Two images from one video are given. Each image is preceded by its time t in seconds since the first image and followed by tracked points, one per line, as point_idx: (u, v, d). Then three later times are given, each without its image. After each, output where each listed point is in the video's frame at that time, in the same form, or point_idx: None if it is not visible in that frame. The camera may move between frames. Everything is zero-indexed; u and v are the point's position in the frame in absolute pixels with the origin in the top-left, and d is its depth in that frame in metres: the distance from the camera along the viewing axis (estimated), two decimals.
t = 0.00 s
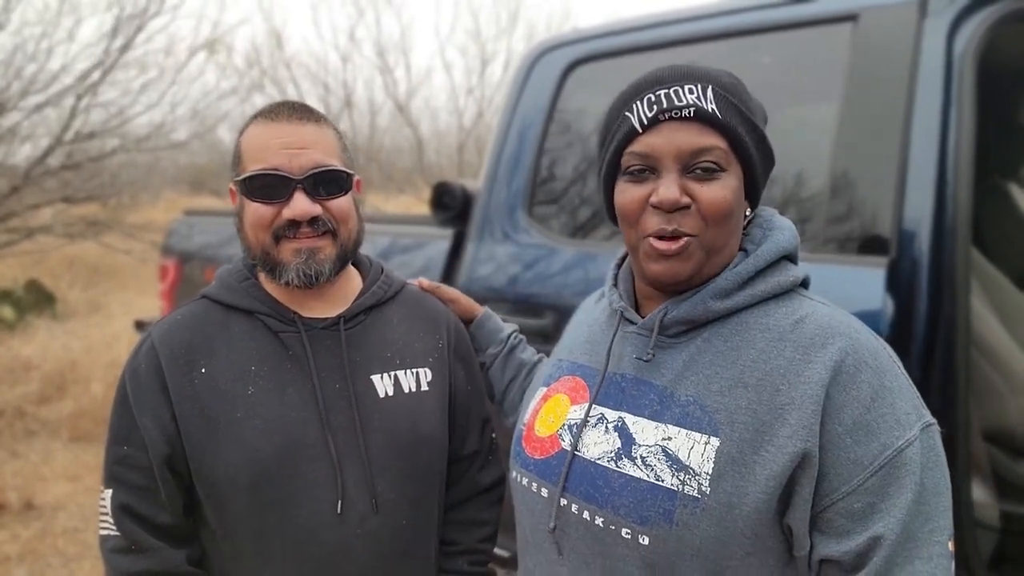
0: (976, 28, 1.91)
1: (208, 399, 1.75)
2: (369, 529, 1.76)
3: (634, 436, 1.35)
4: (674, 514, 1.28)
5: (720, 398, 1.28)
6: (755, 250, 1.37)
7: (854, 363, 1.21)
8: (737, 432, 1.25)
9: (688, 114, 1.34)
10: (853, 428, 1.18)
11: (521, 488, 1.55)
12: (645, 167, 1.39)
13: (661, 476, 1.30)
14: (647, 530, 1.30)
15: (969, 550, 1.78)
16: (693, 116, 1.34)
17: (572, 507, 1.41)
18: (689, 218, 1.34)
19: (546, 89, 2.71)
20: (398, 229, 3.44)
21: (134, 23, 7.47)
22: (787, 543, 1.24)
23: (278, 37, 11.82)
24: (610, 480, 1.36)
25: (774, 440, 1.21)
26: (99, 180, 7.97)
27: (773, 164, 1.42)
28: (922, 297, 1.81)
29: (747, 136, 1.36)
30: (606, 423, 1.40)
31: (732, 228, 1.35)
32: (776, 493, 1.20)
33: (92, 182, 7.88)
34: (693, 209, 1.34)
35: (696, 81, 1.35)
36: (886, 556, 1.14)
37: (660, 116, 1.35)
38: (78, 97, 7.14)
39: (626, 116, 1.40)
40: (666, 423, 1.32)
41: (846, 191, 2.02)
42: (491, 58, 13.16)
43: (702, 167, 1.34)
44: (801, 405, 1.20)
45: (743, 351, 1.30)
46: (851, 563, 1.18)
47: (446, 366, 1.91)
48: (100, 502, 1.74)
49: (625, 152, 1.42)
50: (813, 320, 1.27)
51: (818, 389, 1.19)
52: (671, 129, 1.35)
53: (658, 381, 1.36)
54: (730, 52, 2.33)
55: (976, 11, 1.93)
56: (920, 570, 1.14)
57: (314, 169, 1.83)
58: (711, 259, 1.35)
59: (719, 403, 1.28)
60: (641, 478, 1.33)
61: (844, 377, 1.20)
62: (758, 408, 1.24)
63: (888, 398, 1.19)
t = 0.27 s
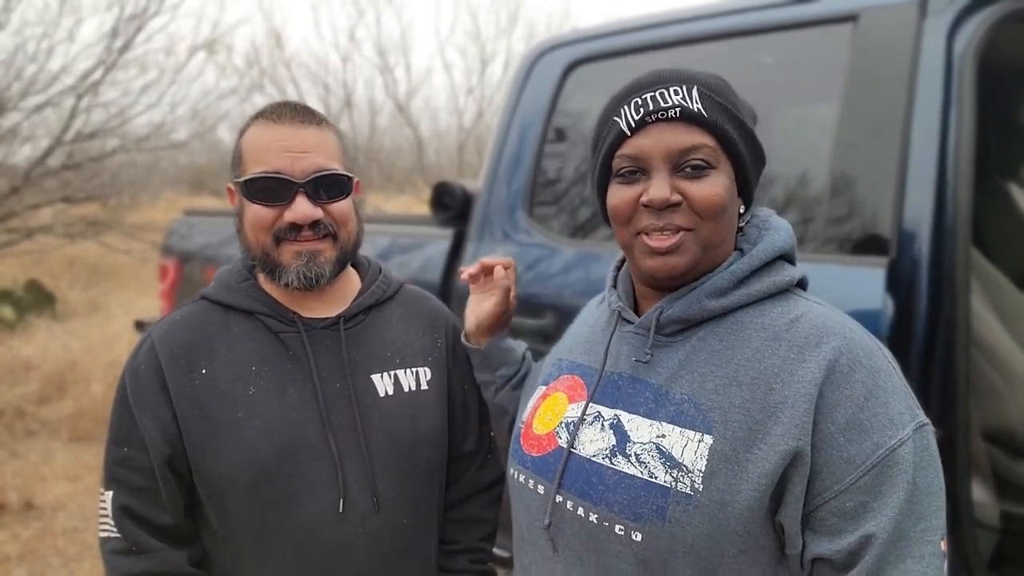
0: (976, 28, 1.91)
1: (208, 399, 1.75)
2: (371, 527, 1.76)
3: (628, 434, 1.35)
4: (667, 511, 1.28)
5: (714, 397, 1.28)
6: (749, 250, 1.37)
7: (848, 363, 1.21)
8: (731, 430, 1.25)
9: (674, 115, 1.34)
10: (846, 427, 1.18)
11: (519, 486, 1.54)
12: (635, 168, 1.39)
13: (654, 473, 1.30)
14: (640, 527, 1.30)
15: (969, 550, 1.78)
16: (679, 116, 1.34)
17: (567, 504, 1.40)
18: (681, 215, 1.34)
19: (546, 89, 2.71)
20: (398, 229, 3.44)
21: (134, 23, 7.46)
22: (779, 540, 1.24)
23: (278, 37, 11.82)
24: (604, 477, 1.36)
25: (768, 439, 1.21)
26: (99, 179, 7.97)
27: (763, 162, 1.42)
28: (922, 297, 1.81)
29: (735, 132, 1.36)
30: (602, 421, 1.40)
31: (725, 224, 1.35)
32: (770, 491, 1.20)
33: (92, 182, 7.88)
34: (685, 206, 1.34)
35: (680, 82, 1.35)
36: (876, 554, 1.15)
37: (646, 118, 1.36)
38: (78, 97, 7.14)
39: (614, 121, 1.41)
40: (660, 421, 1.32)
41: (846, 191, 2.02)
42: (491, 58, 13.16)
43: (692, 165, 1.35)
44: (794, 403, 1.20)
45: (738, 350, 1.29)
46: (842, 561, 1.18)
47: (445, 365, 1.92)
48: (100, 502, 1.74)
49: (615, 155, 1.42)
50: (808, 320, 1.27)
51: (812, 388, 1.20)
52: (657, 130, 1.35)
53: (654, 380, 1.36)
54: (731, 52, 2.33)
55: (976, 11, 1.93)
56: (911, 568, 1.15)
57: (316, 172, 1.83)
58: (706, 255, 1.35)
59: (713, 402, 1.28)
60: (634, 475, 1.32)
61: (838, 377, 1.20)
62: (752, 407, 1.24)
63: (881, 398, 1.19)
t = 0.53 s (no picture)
0: (976, 28, 1.91)
1: (211, 399, 1.74)
2: (373, 526, 1.77)
3: (640, 436, 1.34)
4: (683, 512, 1.27)
5: (727, 397, 1.28)
6: (755, 251, 1.37)
7: (857, 363, 1.22)
8: (746, 430, 1.25)
9: (696, 109, 1.34)
10: (858, 427, 1.19)
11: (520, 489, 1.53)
12: (653, 160, 1.38)
13: (670, 475, 1.29)
14: (655, 529, 1.29)
15: (969, 550, 1.79)
16: (700, 111, 1.34)
17: (575, 508, 1.39)
18: (696, 209, 1.33)
19: (547, 89, 2.71)
20: (398, 229, 3.44)
21: (134, 23, 7.47)
22: (791, 540, 1.24)
23: (278, 37, 11.82)
24: (616, 480, 1.35)
25: (784, 439, 1.21)
26: (99, 180, 7.96)
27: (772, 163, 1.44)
28: (922, 298, 1.81)
29: (751, 131, 1.37)
30: (609, 423, 1.39)
31: (738, 221, 1.35)
32: (786, 491, 1.20)
33: (93, 183, 7.88)
34: (701, 200, 1.33)
35: (702, 79, 1.36)
36: (889, 553, 1.16)
37: (667, 110, 1.35)
38: (78, 98, 7.14)
39: (632, 112, 1.40)
40: (673, 422, 1.31)
41: (846, 191, 2.02)
42: (491, 58, 13.16)
43: (709, 160, 1.35)
44: (809, 403, 1.21)
45: (749, 350, 1.29)
46: (854, 560, 1.19)
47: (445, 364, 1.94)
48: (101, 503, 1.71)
49: (632, 146, 1.41)
50: (816, 320, 1.28)
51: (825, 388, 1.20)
52: (678, 122, 1.35)
53: (664, 381, 1.35)
54: (731, 52, 2.33)
55: (976, 12, 1.93)
56: (922, 566, 1.17)
57: (327, 174, 1.84)
58: (718, 250, 1.35)
59: (727, 402, 1.28)
60: (649, 477, 1.32)
61: (849, 377, 1.21)
62: (766, 407, 1.24)
63: (890, 398, 1.20)
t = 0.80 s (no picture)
0: (976, 28, 1.91)
1: (214, 399, 1.74)
2: (377, 524, 1.77)
3: (667, 439, 1.32)
4: (722, 514, 1.26)
5: (750, 393, 1.28)
6: (751, 250, 1.41)
7: (866, 353, 1.26)
8: (773, 426, 1.25)
9: (695, 106, 1.34)
10: (875, 415, 1.22)
11: (527, 502, 1.45)
12: (650, 157, 1.37)
13: (704, 477, 1.28)
14: (694, 534, 1.27)
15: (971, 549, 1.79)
16: (699, 109, 1.34)
17: (601, 519, 1.35)
18: (695, 207, 1.33)
19: (547, 89, 2.71)
20: (398, 229, 3.44)
21: (134, 23, 7.47)
22: (818, 531, 1.27)
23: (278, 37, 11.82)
24: (646, 486, 1.32)
25: (811, 431, 1.23)
26: (99, 180, 7.97)
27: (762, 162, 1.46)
28: (922, 298, 1.81)
29: (744, 130, 1.39)
30: (631, 428, 1.36)
31: (733, 219, 1.36)
32: (818, 484, 1.22)
33: (93, 183, 7.87)
34: (699, 198, 1.34)
35: (699, 78, 1.36)
36: (915, 536, 1.19)
37: (667, 107, 1.34)
38: (78, 98, 7.14)
39: (629, 109, 1.38)
40: (700, 423, 1.30)
41: (847, 191, 2.02)
42: (491, 58, 13.16)
43: (707, 158, 1.35)
44: (832, 395, 1.23)
45: (765, 345, 1.30)
46: (881, 545, 1.22)
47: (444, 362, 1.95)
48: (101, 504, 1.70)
49: (628, 143, 1.39)
50: (819, 312, 1.31)
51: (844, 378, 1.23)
52: (677, 120, 1.34)
53: (681, 382, 1.34)
54: (730, 52, 2.33)
55: (976, 12, 1.93)
56: (943, 546, 1.20)
57: (319, 166, 1.85)
58: (714, 249, 1.36)
59: (750, 399, 1.28)
60: (683, 481, 1.29)
61: (862, 367, 1.25)
62: (790, 401, 1.25)
63: (899, 385, 1.25)
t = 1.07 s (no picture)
0: (976, 28, 1.91)
1: (215, 399, 1.73)
2: (381, 521, 1.77)
3: (698, 449, 1.28)
4: (767, 519, 1.23)
5: (771, 395, 1.27)
6: (742, 253, 1.42)
7: (867, 349, 1.30)
8: (801, 425, 1.25)
9: (698, 106, 1.34)
10: (888, 407, 1.26)
11: (546, 530, 1.35)
12: (652, 159, 1.36)
13: (744, 484, 1.25)
14: (741, 543, 1.24)
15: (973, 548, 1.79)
16: (702, 108, 1.34)
17: (637, 538, 1.28)
18: (702, 209, 1.33)
19: (547, 89, 2.71)
20: (398, 229, 3.43)
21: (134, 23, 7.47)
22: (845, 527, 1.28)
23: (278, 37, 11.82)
24: (684, 499, 1.27)
25: (838, 428, 1.24)
26: (99, 180, 7.97)
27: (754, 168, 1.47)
28: (921, 298, 1.81)
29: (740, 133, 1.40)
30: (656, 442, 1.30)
31: (733, 221, 1.37)
32: (851, 479, 1.23)
33: (93, 183, 7.87)
34: (705, 200, 1.33)
35: (699, 79, 1.37)
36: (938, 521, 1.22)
37: (671, 106, 1.33)
38: (78, 98, 7.14)
39: (630, 108, 1.36)
40: (729, 428, 1.28)
41: (847, 191, 2.02)
42: (491, 58, 13.16)
43: (709, 160, 1.35)
44: (852, 389, 1.25)
45: (778, 345, 1.31)
46: (906, 533, 1.24)
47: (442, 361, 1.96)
48: (101, 508, 1.69)
49: (628, 144, 1.37)
50: (818, 310, 1.35)
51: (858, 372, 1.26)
52: (681, 120, 1.34)
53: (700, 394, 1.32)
54: (731, 52, 2.33)
55: (976, 12, 1.93)
56: (959, 528, 1.25)
57: (316, 167, 1.85)
58: (715, 251, 1.36)
59: (774, 401, 1.27)
60: (722, 490, 1.26)
61: (868, 361, 1.29)
62: (813, 400, 1.26)
63: (900, 376, 1.30)
